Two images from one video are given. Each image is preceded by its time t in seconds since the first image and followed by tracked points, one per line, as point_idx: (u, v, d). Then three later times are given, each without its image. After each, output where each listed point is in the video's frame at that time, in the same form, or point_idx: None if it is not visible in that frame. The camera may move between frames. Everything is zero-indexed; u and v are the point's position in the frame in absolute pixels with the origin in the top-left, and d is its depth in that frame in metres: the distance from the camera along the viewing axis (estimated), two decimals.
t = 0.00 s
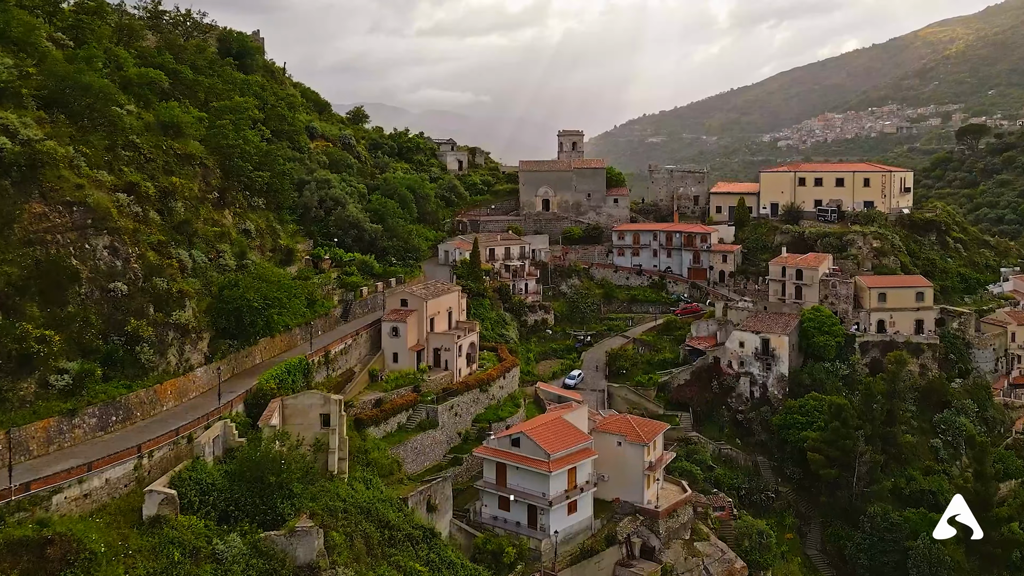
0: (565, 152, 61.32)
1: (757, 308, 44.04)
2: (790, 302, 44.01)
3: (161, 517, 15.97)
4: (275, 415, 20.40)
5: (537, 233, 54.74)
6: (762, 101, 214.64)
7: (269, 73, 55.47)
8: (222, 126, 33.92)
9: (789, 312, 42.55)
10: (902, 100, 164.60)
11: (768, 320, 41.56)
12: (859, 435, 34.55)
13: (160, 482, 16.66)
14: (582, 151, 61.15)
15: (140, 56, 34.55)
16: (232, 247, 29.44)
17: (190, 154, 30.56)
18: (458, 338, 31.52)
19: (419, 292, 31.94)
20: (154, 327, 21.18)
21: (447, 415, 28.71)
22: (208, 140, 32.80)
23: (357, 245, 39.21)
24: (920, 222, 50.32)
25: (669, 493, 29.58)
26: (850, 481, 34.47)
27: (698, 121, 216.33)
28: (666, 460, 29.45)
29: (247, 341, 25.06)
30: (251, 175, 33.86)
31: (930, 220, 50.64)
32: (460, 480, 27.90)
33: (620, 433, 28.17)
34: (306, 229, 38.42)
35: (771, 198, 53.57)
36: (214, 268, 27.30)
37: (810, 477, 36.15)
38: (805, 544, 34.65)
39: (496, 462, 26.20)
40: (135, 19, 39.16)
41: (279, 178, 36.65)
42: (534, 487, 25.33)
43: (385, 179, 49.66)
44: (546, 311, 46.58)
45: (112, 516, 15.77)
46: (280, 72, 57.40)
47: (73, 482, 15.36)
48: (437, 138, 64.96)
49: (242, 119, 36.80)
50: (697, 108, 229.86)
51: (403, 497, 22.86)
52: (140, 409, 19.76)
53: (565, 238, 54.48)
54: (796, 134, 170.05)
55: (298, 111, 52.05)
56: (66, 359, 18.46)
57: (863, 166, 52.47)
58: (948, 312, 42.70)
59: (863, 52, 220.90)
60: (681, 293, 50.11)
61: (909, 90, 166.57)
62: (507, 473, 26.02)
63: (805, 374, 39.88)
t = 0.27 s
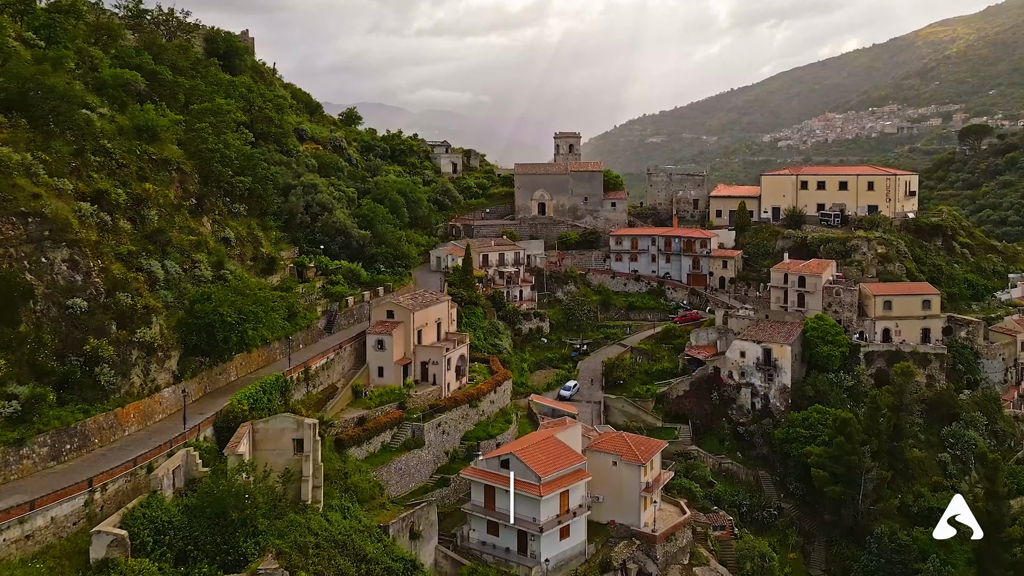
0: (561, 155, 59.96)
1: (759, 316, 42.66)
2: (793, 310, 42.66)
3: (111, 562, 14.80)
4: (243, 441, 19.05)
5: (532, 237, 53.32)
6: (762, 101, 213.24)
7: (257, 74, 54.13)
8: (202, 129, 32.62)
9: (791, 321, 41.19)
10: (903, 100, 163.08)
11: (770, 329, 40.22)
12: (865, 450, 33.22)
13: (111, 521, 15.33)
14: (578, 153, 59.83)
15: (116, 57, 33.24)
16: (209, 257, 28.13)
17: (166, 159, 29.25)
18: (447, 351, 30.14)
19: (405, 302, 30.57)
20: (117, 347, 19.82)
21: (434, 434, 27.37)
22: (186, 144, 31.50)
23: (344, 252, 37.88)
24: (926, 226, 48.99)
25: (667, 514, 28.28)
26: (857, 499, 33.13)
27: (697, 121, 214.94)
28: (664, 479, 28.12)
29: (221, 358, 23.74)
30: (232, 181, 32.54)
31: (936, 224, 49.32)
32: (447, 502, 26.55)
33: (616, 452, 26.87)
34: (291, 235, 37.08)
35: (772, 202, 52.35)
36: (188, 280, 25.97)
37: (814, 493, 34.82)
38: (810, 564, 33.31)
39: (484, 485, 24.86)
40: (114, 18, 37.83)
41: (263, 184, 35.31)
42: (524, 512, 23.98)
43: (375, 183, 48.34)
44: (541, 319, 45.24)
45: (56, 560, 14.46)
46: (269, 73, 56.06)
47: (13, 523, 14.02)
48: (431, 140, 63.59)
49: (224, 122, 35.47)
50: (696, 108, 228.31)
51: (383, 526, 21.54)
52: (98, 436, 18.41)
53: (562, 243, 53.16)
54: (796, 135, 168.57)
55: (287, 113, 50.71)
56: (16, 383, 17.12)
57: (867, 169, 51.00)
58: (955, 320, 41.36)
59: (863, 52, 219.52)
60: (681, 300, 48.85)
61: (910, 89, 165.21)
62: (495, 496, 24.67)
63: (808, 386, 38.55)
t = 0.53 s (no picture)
0: (558, 157, 58.60)
1: (761, 324, 41.30)
2: (796, 319, 41.37)
3: None
4: (209, 469, 17.77)
5: (528, 242, 51.93)
6: (762, 101, 211.85)
7: (246, 75, 52.81)
8: (180, 134, 31.32)
9: (795, 330, 39.85)
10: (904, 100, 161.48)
11: (772, 339, 38.88)
12: (873, 467, 31.90)
13: (56, 566, 14.03)
14: (576, 155, 58.53)
15: (92, 58, 31.93)
16: (184, 268, 26.81)
17: (140, 164, 27.92)
18: (435, 366, 28.80)
19: (392, 314, 29.19)
20: (75, 369, 18.45)
21: (420, 454, 26.04)
22: (163, 149, 30.19)
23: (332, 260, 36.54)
24: (933, 231, 47.67)
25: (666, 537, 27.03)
26: (864, 518, 31.83)
27: (697, 122, 213.57)
28: (663, 501, 26.84)
29: (193, 377, 22.44)
30: (213, 187, 31.22)
31: (943, 229, 47.99)
32: (434, 527, 25.23)
33: (612, 473, 25.59)
34: (276, 243, 35.75)
35: (775, 206, 51.13)
36: (161, 292, 24.64)
37: (819, 511, 33.51)
38: None
39: (473, 510, 23.55)
40: (92, 18, 36.51)
41: (246, 189, 33.99)
42: (515, 539, 22.66)
43: (366, 187, 47.02)
44: (537, 327, 43.92)
45: None
46: (258, 74, 54.73)
47: None
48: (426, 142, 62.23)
49: (205, 125, 34.16)
50: (696, 108, 226.76)
51: (362, 558, 20.26)
52: (53, 466, 17.08)
53: (558, 248, 51.84)
54: (796, 135, 167.15)
55: (275, 115, 49.39)
56: None
57: (872, 172, 49.52)
58: (964, 329, 40.05)
59: (863, 52, 218.10)
60: (680, 307, 47.47)
61: (911, 89, 163.84)
62: (484, 522, 23.36)
63: (813, 398, 37.21)
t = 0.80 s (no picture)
0: (555, 160, 57.24)
1: (764, 334, 39.91)
2: (800, 328, 40.09)
3: None
4: (171, 504, 16.48)
5: (524, 247, 50.57)
6: (762, 101, 210.44)
7: (234, 76, 51.51)
8: (158, 138, 30.01)
9: (799, 340, 38.50)
10: (905, 100, 159.85)
11: (775, 349, 37.52)
12: (881, 486, 30.55)
13: None
14: (573, 158, 57.22)
15: (66, 58, 30.61)
16: (158, 279, 25.45)
17: (114, 171, 26.59)
18: (423, 382, 27.44)
19: (377, 327, 27.83)
20: (27, 395, 16.99)
21: (406, 476, 24.72)
22: (138, 154, 28.87)
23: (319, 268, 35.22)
24: (940, 237, 46.29)
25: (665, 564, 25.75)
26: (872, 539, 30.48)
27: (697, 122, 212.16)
28: (662, 526, 25.56)
29: (162, 398, 21.11)
30: (191, 194, 29.87)
31: (951, 234, 46.61)
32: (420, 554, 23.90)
33: (609, 496, 24.30)
34: (260, 251, 34.44)
35: (777, 211, 49.81)
36: (132, 307, 23.26)
37: (825, 530, 32.18)
38: None
39: (460, 538, 22.24)
40: (69, 18, 35.19)
41: (228, 195, 32.65)
42: (504, 570, 21.32)
43: (357, 192, 45.73)
44: (532, 336, 42.59)
45: None
46: (248, 75, 53.42)
47: None
48: (420, 145, 60.91)
49: (185, 129, 32.83)
50: (696, 108, 225.17)
51: None
52: None
53: (555, 253, 50.51)
54: (797, 135, 165.58)
55: (264, 117, 48.06)
56: None
57: (878, 176, 48.07)
58: (974, 339, 38.58)
59: (864, 51, 216.65)
60: (680, 315, 46.14)
61: (912, 89, 162.43)
62: (473, 551, 22.03)
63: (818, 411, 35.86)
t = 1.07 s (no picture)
0: (552, 163, 55.90)
1: (767, 344, 38.53)
2: (804, 338, 38.76)
3: None
4: (127, 543, 15.33)
5: (520, 253, 49.20)
6: (762, 101, 209.05)
7: (222, 78, 50.18)
8: (134, 143, 28.66)
9: (803, 351, 37.14)
10: (906, 100, 158.32)
11: (778, 360, 36.19)
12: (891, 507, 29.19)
13: None
14: (570, 161, 55.86)
15: (38, 59, 29.24)
16: (129, 293, 24.05)
17: (84, 178, 25.23)
18: (409, 399, 26.08)
19: (362, 342, 26.50)
20: None
21: (390, 502, 23.37)
22: (111, 160, 27.52)
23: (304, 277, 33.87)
24: (947, 243, 44.94)
25: None
26: (881, 562, 29.15)
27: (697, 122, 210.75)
28: (660, 553, 24.25)
29: (127, 423, 19.75)
30: (168, 201, 28.48)
31: (958, 240, 45.27)
32: None
33: (604, 523, 22.92)
34: (243, 259, 33.09)
35: (780, 215, 48.48)
36: (98, 323, 21.83)
37: (832, 552, 30.82)
38: None
39: (445, 571, 20.87)
40: (45, 17, 33.81)
41: (208, 202, 31.28)
42: None
43: (346, 197, 44.38)
44: (527, 346, 41.24)
45: None
46: (236, 76, 52.06)
47: None
48: (414, 147, 59.52)
49: (163, 133, 31.45)
50: (696, 108, 223.65)
51: None
52: None
53: (552, 259, 49.15)
54: (797, 136, 164.08)
55: (252, 119, 46.70)
56: None
57: (883, 180, 46.69)
58: (984, 349, 37.30)
59: (864, 51, 215.30)
60: (680, 323, 44.76)
61: (912, 89, 161.07)
62: None
63: (823, 425, 34.48)
